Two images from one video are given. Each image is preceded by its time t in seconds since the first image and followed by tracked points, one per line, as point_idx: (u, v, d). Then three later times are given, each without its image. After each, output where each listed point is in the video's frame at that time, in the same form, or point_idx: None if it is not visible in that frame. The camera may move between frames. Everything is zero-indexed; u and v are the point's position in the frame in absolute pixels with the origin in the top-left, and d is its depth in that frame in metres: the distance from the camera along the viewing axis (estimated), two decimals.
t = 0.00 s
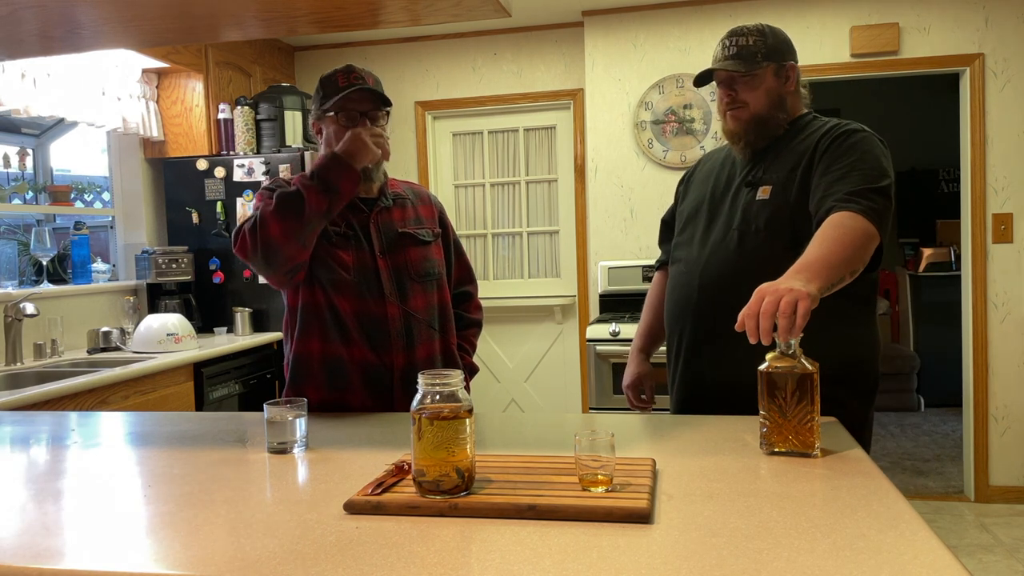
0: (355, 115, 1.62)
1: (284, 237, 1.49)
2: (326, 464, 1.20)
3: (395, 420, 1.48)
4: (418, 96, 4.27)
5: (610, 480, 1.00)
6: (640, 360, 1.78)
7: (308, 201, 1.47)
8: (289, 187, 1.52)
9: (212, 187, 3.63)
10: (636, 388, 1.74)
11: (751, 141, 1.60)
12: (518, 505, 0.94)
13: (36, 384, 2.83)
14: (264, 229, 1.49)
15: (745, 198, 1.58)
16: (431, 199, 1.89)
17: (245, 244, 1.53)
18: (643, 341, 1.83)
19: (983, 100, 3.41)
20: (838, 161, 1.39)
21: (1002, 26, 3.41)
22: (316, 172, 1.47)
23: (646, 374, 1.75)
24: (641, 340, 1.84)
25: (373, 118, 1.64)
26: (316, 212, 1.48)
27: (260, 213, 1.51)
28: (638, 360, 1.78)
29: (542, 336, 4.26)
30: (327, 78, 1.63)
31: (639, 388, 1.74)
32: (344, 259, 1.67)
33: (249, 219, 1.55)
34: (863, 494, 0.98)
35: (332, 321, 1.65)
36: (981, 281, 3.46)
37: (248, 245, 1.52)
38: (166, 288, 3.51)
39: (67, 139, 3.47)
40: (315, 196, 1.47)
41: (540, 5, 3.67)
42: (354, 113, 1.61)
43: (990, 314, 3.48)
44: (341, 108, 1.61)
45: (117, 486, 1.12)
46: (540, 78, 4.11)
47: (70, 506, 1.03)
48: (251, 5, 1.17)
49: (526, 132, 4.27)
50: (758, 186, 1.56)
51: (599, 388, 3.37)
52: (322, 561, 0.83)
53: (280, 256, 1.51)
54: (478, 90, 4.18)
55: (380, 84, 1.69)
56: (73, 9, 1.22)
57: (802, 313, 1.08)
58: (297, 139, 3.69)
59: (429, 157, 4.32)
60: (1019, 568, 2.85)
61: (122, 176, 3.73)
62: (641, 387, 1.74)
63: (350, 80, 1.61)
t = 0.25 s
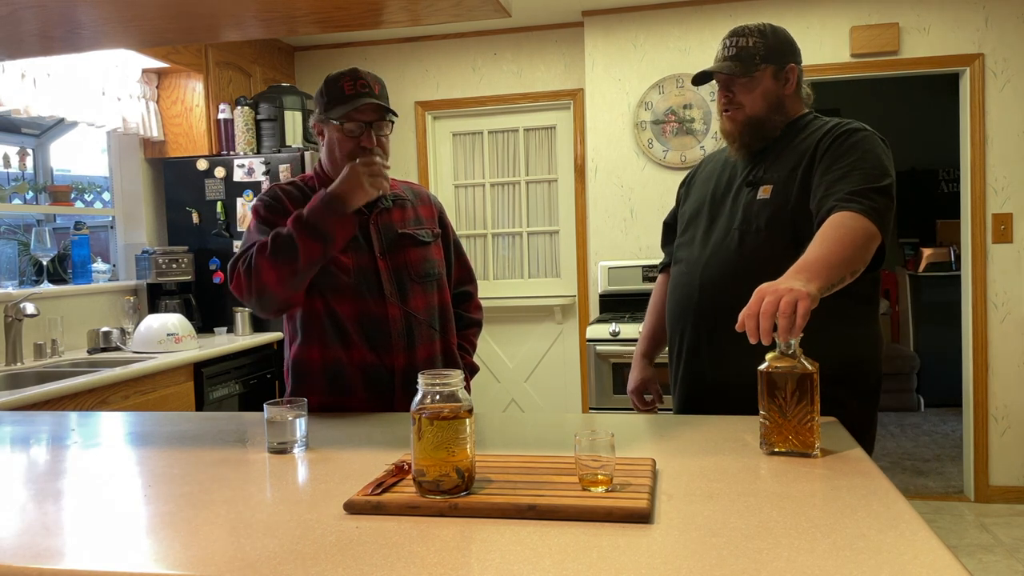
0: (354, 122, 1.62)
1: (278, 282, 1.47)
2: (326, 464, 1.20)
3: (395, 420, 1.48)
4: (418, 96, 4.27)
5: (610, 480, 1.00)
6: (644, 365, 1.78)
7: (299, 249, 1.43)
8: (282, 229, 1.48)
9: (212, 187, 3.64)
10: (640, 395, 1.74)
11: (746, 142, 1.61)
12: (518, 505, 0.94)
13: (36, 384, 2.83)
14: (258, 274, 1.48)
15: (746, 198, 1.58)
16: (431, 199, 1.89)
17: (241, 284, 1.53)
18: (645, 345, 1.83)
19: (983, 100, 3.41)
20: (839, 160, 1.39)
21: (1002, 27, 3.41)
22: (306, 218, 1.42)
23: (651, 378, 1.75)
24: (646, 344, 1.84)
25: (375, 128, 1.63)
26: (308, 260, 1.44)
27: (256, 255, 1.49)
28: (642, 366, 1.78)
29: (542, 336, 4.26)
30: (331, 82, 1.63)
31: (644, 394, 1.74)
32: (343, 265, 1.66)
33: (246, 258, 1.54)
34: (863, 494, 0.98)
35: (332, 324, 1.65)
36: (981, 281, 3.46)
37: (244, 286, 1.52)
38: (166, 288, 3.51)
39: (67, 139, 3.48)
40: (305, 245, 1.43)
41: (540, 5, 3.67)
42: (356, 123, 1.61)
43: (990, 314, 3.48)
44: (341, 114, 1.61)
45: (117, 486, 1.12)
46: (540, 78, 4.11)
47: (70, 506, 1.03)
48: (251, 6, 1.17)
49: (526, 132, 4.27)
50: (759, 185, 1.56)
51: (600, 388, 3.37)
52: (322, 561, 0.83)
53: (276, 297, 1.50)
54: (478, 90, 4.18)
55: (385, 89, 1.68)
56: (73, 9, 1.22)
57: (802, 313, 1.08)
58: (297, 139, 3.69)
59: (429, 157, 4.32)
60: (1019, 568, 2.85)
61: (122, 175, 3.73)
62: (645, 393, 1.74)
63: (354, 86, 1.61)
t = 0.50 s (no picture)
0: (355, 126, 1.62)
1: (265, 315, 1.51)
2: (326, 464, 1.20)
3: (395, 421, 1.48)
4: (418, 96, 4.27)
5: (610, 480, 1.00)
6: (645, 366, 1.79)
7: (287, 288, 1.47)
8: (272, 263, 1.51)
9: (212, 187, 3.64)
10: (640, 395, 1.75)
11: (746, 141, 1.61)
12: (518, 505, 0.94)
13: (36, 384, 2.82)
14: (247, 306, 1.51)
15: (747, 198, 1.58)
16: (430, 198, 1.89)
17: (230, 309, 1.56)
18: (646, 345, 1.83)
19: (984, 100, 3.41)
20: (839, 160, 1.39)
21: (1002, 27, 3.41)
22: (295, 260, 1.45)
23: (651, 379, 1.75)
24: (646, 344, 1.84)
25: (377, 134, 1.63)
26: (296, 298, 1.48)
27: (244, 290, 1.53)
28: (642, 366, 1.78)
29: (542, 336, 4.26)
30: (333, 85, 1.64)
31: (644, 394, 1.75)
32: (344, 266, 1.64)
33: (236, 283, 1.57)
34: (863, 494, 0.98)
35: (332, 326, 1.65)
36: (981, 281, 3.46)
37: (233, 312, 1.56)
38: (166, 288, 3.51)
39: (67, 139, 3.48)
40: (294, 285, 1.46)
41: (540, 5, 3.67)
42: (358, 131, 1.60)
43: (990, 315, 3.48)
44: (343, 118, 1.61)
45: (116, 486, 1.12)
46: (540, 78, 4.11)
47: (70, 507, 1.03)
48: (250, 6, 1.17)
49: (526, 132, 4.27)
50: (760, 185, 1.56)
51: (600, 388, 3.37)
52: (322, 561, 0.83)
53: (265, 328, 1.54)
54: (478, 90, 4.18)
55: (385, 91, 1.68)
56: (74, 9, 1.22)
57: (802, 313, 1.08)
58: (297, 139, 3.69)
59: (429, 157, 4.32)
60: (1019, 568, 2.85)
61: (122, 176, 3.73)
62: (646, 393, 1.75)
63: (356, 91, 1.62)
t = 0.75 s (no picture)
0: (355, 131, 1.62)
1: (255, 334, 1.56)
2: (326, 464, 1.20)
3: (394, 421, 1.48)
4: (418, 96, 4.27)
5: (610, 480, 1.00)
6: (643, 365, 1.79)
7: (275, 314, 1.51)
8: (264, 285, 1.55)
9: (212, 187, 3.64)
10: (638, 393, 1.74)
11: (745, 142, 1.61)
12: (518, 505, 0.94)
13: (36, 384, 2.83)
14: (238, 324, 1.56)
15: (747, 198, 1.58)
16: (428, 198, 1.89)
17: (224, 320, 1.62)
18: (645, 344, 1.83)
19: (984, 100, 3.41)
20: (839, 160, 1.39)
21: (1002, 27, 3.41)
22: (284, 290, 1.49)
23: (647, 377, 1.75)
24: (645, 343, 1.84)
25: (374, 137, 1.65)
26: (283, 323, 1.52)
27: (237, 308, 1.57)
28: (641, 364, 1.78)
29: (542, 336, 4.26)
30: (330, 88, 1.63)
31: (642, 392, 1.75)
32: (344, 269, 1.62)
33: (230, 295, 1.62)
34: (862, 494, 0.98)
35: (329, 327, 1.65)
36: (981, 281, 3.46)
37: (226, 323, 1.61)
38: (166, 288, 3.51)
39: (67, 139, 3.48)
40: (282, 312, 1.51)
41: (539, 5, 3.67)
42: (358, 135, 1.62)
43: (990, 315, 3.48)
44: (342, 123, 1.61)
45: (116, 486, 1.12)
46: (540, 78, 4.11)
47: (69, 507, 1.03)
48: (250, 6, 1.17)
49: (526, 132, 4.27)
50: (759, 186, 1.56)
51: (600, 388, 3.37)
52: (322, 562, 0.83)
53: (256, 342, 1.60)
54: (478, 89, 4.18)
55: (383, 93, 1.68)
56: (73, 9, 1.22)
57: (802, 313, 1.08)
58: (297, 139, 3.70)
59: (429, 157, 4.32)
60: (1019, 568, 2.85)
61: (122, 176, 3.73)
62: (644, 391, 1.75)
63: (354, 94, 1.62)
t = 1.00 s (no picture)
0: (353, 132, 1.62)
1: (249, 342, 1.59)
2: (325, 464, 1.20)
3: (394, 421, 1.48)
4: (418, 96, 4.27)
5: (610, 480, 1.00)
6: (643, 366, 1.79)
7: (267, 326, 1.54)
8: (257, 296, 1.57)
9: (212, 187, 3.64)
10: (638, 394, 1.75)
11: (744, 142, 1.61)
12: (518, 505, 0.94)
13: (37, 384, 2.83)
14: (233, 333, 1.59)
15: (745, 198, 1.58)
16: (425, 198, 1.89)
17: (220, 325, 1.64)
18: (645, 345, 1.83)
19: (984, 100, 3.41)
20: (837, 160, 1.39)
21: (1002, 27, 3.41)
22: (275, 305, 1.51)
23: (648, 377, 1.75)
24: (646, 343, 1.84)
25: (372, 139, 1.65)
26: (275, 335, 1.55)
27: (231, 316, 1.59)
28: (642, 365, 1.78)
29: (542, 336, 4.26)
30: (329, 89, 1.63)
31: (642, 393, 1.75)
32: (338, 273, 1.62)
33: (226, 302, 1.63)
34: (862, 495, 0.98)
35: (327, 328, 1.65)
36: (981, 281, 3.46)
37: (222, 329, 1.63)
38: (166, 288, 3.51)
39: (67, 139, 3.48)
40: (273, 325, 1.53)
41: (539, 5, 3.67)
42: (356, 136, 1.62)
43: (990, 315, 3.48)
44: (341, 124, 1.61)
45: (115, 487, 1.12)
46: (540, 78, 4.11)
47: (69, 506, 1.03)
48: (250, 6, 1.17)
49: (526, 132, 4.27)
50: (758, 186, 1.56)
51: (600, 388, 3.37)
52: (323, 561, 0.83)
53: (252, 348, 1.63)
54: (478, 89, 4.18)
55: (381, 93, 1.68)
56: (74, 9, 1.23)
57: (802, 313, 1.08)
58: (297, 139, 3.70)
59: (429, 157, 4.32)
60: (1019, 568, 2.85)
61: (122, 175, 3.72)
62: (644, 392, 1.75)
63: (352, 96, 1.62)
